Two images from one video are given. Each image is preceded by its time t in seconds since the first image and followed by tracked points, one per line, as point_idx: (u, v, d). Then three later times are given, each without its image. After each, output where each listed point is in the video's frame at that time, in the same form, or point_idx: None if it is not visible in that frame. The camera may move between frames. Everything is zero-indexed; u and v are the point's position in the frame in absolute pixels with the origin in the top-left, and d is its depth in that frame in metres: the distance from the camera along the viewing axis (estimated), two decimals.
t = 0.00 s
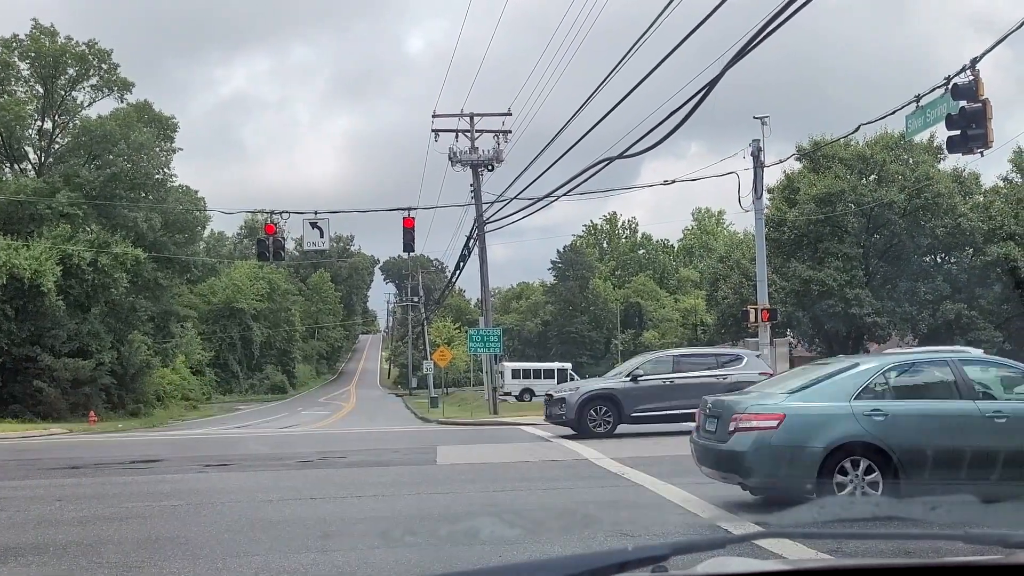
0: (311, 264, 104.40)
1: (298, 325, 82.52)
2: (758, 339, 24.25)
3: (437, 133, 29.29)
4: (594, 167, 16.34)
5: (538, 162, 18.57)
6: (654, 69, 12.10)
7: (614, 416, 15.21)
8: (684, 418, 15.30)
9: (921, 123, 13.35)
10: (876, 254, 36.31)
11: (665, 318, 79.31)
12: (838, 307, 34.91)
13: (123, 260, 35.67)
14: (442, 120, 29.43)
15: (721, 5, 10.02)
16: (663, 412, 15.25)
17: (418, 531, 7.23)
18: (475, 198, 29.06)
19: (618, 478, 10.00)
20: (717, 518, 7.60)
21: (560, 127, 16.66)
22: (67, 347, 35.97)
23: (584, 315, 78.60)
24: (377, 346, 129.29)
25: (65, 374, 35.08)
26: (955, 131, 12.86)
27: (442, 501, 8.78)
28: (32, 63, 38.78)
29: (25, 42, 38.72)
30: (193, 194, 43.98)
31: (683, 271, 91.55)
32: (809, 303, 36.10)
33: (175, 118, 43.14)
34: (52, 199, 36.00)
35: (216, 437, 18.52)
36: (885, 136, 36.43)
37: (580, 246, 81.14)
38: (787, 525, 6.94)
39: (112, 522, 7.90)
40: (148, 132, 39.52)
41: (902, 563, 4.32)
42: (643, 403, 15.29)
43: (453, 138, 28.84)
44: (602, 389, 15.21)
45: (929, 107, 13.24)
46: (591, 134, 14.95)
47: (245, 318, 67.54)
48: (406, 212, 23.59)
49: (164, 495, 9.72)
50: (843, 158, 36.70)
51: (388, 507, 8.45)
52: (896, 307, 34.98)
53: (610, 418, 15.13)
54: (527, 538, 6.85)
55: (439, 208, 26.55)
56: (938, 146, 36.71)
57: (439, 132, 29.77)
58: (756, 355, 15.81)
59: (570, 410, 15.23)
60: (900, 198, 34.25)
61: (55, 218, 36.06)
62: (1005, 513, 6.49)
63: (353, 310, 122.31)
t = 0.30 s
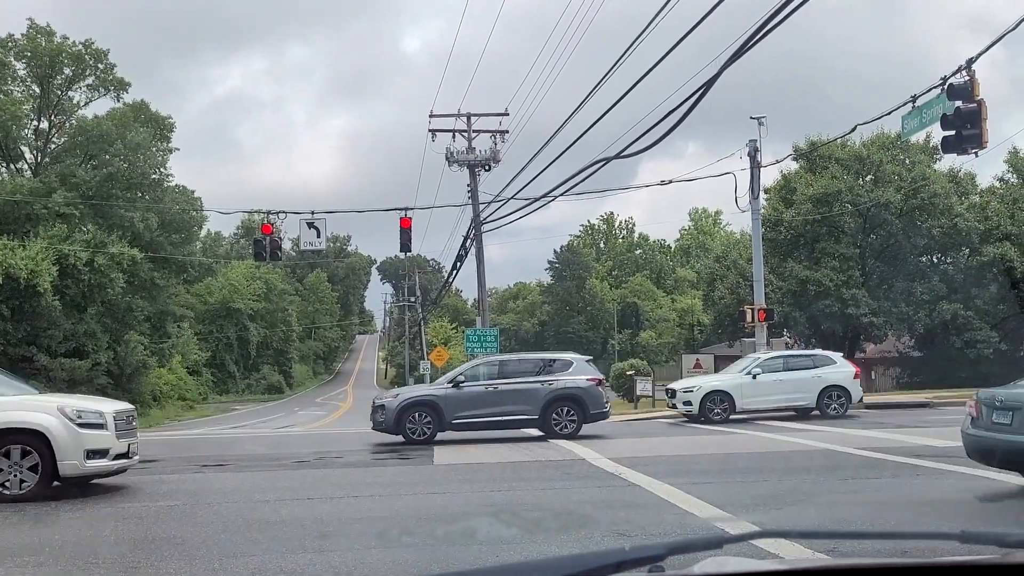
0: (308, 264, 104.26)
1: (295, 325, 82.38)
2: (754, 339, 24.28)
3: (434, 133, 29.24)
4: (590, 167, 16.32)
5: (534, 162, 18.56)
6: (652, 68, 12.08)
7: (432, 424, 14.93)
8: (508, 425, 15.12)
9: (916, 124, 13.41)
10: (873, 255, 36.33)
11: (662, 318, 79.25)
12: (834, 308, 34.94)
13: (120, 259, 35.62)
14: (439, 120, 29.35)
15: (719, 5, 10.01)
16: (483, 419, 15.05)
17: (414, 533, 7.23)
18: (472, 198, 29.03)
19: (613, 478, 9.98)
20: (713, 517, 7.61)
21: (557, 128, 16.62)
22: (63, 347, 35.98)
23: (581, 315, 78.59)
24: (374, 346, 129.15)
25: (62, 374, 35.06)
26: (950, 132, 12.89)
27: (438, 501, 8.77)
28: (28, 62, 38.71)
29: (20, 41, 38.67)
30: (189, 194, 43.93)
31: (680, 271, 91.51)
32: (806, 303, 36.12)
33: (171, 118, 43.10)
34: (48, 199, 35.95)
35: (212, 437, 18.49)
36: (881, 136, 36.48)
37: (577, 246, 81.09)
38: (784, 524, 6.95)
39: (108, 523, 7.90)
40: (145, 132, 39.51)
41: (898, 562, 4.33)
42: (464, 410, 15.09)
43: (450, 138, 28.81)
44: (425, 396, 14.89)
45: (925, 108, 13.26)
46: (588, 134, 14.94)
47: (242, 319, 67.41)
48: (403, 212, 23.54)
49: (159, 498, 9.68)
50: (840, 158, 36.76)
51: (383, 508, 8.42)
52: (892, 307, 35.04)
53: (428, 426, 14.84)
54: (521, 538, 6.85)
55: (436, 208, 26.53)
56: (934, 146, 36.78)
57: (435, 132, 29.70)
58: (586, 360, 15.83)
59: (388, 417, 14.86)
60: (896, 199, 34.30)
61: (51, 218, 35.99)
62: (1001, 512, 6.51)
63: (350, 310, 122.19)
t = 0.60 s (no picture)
0: (305, 264, 104.19)
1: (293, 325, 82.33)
2: (751, 339, 24.32)
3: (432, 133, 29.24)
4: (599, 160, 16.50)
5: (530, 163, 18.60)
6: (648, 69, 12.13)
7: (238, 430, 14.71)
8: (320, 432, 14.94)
9: (912, 124, 13.46)
10: (870, 255, 36.39)
11: (660, 318, 79.28)
12: (831, 308, 35.00)
13: (117, 260, 35.57)
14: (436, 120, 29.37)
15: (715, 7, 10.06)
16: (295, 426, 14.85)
17: (411, 533, 7.24)
18: (469, 198, 29.05)
19: (611, 479, 9.99)
20: (709, 518, 7.61)
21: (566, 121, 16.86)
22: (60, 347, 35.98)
23: (578, 315, 78.64)
24: (371, 346, 129.07)
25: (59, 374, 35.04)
26: (945, 132, 12.92)
27: (436, 501, 8.78)
28: (25, 62, 38.73)
29: (17, 41, 38.65)
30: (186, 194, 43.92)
31: (678, 271, 91.55)
32: (803, 303, 36.16)
33: (168, 118, 43.10)
34: (44, 199, 35.94)
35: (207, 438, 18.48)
36: (879, 137, 36.56)
37: (575, 247, 81.09)
38: (780, 525, 6.95)
39: (106, 524, 7.91)
40: (143, 132, 39.51)
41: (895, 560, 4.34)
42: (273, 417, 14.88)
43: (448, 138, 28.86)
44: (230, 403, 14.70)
45: (921, 108, 13.30)
46: (599, 124, 15.20)
47: (240, 319, 67.33)
48: (400, 213, 23.54)
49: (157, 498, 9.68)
50: (837, 159, 36.83)
51: (381, 508, 8.43)
52: (889, 307, 35.12)
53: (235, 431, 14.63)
54: (519, 538, 6.85)
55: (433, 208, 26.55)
56: (931, 147, 36.86)
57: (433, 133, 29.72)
58: (406, 367, 15.70)
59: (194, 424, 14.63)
60: (893, 199, 34.42)
61: (48, 218, 35.93)
62: (996, 511, 6.53)
63: (347, 310, 122.15)
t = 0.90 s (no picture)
0: (303, 264, 104.11)
1: (291, 326, 82.27)
2: (749, 340, 24.34)
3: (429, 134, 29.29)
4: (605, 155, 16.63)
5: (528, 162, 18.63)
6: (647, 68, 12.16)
7: (27, 437, 15.16)
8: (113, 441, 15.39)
9: (908, 125, 13.50)
10: (867, 256, 36.43)
11: (658, 319, 79.36)
12: (829, 308, 35.06)
13: (114, 260, 35.53)
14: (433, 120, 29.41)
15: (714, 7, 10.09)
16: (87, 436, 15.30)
17: (409, 533, 7.24)
18: (467, 198, 29.07)
19: (608, 479, 10.00)
20: (707, 518, 7.62)
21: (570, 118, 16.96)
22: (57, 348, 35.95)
23: (575, 315, 78.64)
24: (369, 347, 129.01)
25: (56, 376, 35.06)
26: (942, 132, 12.95)
27: (434, 501, 8.81)
28: (22, 63, 38.73)
29: (15, 42, 38.66)
30: (184, 195, 43.91)
31: (676, 272, 91.59)
32: (801, 303, 36.17)
33: (166, 118, 43.10)
34: (42, 200, 35.98)
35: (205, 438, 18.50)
36: (877, 137, 36.62)
37: (572, 247, 81.13)
38: (778, 525, 6.97)
39: (104, 525, 7.91)
40: (140, 133, 39.52)
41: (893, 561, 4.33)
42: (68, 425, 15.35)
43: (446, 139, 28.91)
44: (19, 411, 15.10)
45: (917, 108, 13.34)
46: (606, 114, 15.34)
47: (237, 320, 67.29)
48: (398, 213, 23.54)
49: (158, 497, 9.71)
50: (834, 159, 36.90)
51: (378, 509, 8.43)
52: (887, 308, 35.16)
53: (23, 441, 15.08)
54: (517, 538, 6.85)
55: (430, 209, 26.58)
56: (928, 148, 36.91)
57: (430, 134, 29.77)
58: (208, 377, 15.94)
59: None
60: (890, 200, 34.52)
61: (45, 219, 35.89)
62: (994, 511, 6.54)
63: (345, 311, 122.13)
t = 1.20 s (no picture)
0: (301, 264, 104.09)
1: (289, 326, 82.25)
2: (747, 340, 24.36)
3: (428, 134, 29.33)
4: (590, 165, 16.61)
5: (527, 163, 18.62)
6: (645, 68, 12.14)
7: None
8: None
9: (906, 125, 13.51)
10: (865, 257, 36.49)
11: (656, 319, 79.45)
12: (827, 309, 35.11)
13: (112, 260, 35.53)
14: (431, 120, 29.49)
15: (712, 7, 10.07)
16: None
17: (409, 533, 7.26)
18: (465, 198, 29.07)
19: (608, 478, 10.02)
20: (705, 518, 7.63)
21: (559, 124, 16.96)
22: (56, 349, 35.95)
23: (573, 316, 78.62)
24: (367, 346, 129.03)
25: (55, 376, 35.12)
26: (940, 133, 12.96)
27: (434, 501, 8.83)
28: (20, 63, 38.74)
29: (13, 42, 38.65)
30: (182, 194, 43.90)
31: (674, 272, 91.67)
32: (799, 304, 36.22)
33: (164, 118, 43.10)
34: (40, 200, 36.02)
35: (203, 438, 18.53)
36: (874, 138, 36.67)
37: (570, 248, 81.19)
38: (776, 524, 6.99)
39: (103, 524, 7.94)
40: (139, 133, 39.55)
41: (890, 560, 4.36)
42: None
43: (445, 138, 28.94)
44: None
45: (916, 109, 13.34)
46: (588, 131, 15.28)
47: (236, 320, 67.28)
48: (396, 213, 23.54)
49: (157, 496, 9.73)
50: (832, 159, 36.95)
51: (377, 509, 8.46)
52: (885, 308, 35.21)
53: None
54: (517, 538, 6.86)
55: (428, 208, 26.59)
56: (926, 148, 36.96)
57: (429, 134, 29.90)
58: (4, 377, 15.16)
59: None
60: (887, 200, 34.59)
61: (44, 219, 35.95)
62: (992, 511, 6.57)
63: (344, 310, 122.21)
